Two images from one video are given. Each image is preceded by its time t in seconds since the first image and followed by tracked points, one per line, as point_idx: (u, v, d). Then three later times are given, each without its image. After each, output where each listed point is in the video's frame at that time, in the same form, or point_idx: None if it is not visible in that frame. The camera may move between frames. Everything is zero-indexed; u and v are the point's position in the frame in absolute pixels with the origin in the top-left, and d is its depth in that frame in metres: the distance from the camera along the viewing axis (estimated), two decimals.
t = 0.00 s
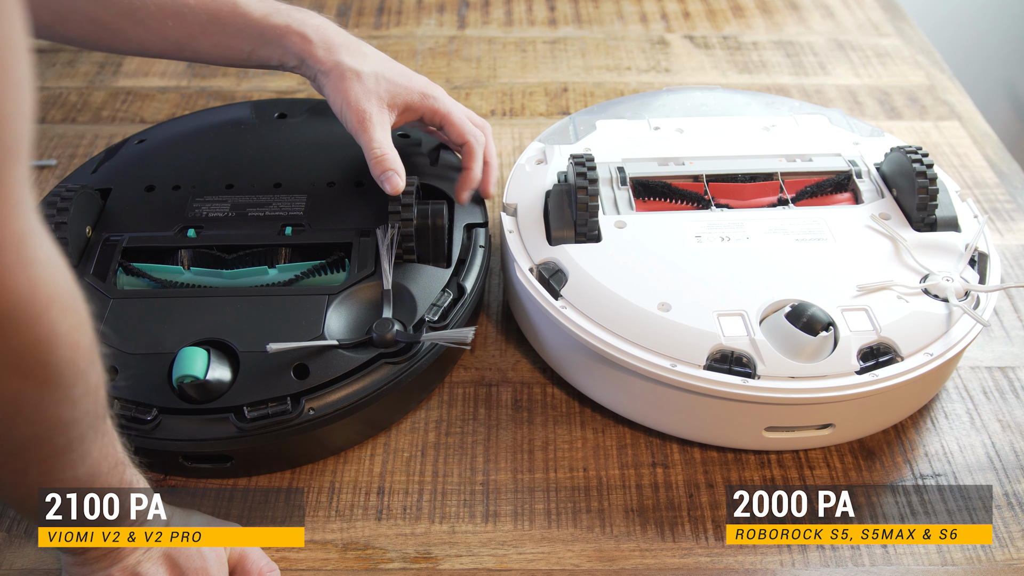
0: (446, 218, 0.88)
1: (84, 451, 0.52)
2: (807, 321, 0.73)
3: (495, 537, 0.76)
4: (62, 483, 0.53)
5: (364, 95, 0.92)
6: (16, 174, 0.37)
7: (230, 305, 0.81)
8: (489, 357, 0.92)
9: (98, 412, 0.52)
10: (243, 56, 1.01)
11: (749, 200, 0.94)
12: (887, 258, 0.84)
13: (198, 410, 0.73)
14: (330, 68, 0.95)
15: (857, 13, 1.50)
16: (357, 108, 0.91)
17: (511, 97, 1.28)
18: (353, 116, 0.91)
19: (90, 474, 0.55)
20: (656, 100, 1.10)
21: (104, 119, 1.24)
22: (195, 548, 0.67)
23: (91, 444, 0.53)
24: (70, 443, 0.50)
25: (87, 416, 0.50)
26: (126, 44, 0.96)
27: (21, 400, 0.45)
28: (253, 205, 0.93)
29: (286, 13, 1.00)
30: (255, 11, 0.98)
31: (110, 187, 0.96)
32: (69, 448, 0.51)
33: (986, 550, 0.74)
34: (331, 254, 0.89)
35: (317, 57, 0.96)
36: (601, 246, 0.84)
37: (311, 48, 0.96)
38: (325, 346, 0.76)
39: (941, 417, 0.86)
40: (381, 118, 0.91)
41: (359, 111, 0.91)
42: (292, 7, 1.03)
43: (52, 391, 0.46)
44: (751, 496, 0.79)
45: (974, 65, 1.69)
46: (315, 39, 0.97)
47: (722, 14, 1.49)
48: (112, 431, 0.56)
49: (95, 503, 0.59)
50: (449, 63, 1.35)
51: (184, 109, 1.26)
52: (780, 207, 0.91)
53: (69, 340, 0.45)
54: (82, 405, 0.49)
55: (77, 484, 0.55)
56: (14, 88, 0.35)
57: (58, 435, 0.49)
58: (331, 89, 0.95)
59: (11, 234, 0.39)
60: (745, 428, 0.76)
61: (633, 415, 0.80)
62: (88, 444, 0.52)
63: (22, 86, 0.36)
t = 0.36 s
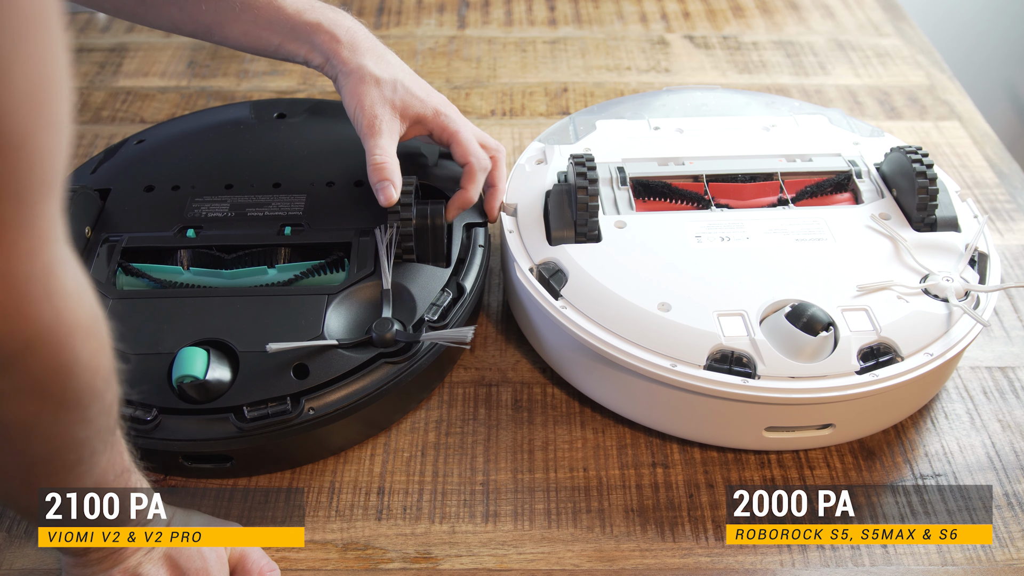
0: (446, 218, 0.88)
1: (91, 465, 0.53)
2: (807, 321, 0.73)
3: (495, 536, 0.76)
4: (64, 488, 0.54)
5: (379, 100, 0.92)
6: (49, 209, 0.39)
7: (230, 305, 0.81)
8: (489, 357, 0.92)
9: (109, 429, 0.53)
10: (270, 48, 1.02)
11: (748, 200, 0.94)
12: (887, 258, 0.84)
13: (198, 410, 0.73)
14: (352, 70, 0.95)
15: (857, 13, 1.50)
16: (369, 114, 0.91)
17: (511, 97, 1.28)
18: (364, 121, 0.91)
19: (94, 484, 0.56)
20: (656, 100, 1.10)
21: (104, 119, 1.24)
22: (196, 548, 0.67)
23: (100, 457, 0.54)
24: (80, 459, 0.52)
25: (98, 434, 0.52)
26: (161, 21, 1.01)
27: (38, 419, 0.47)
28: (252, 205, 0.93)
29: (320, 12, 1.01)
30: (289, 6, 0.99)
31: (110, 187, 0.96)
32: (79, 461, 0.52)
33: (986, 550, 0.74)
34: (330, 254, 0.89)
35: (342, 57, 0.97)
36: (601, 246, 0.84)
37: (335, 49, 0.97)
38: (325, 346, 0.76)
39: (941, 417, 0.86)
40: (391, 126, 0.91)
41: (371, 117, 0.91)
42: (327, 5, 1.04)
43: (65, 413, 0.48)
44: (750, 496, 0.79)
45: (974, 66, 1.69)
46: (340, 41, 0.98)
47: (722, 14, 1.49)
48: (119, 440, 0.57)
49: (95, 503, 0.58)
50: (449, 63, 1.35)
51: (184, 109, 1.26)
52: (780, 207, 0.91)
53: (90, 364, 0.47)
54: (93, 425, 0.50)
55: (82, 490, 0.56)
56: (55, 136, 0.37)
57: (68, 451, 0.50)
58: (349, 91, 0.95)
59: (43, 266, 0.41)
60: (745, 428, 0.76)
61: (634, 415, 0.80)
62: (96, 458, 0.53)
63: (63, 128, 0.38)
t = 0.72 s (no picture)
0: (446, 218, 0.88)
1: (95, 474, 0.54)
2: (807, 321, 0.73)
3: (495, 537, 0.76)
4: (64, 490, 0.54)
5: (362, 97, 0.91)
6: (63, 236, 0.39)
7: (230, 305, 0.81)
8: (489, 357, 0.92)
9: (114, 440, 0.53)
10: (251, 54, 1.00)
11: (748, 200, 0.94)
12: (887, 258, 0.84)
13: (198, 410, 0.73)
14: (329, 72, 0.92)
15: (858, 13, 1.50)
16: (356, 114, 0.90)
17: (511, 97, 1.28)
18: (353, 120, 0.90)
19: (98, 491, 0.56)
20: (656, 100, 1.10)
21: (104, 119, 1.24)
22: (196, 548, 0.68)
23: (104, 468, 0.54)
24: (84, 470, 0.52)
25: (104, 447, 0.52)
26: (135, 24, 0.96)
27: (45, 434, 0.47)
28: (252, 206, 0.93)
29: (295, 14, 0.97)
30: (262, 9, 0.96)
31: (110, 187, 0.96)
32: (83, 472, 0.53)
33: (986, 551, 0.74)
34: (330, 254, 0.89)
35: (318, 61, 0.94)
36: (601, 246, 0.84)
37: (311, 54, 0.94)
38: (325, 346, 0.76)
39: (941, 417, 0.86)
40: (382, 126, 0.91)
41: (361, 117, 0.90)
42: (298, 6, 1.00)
43: (71, 428, 0.48)
44: (750, 497, 0.79)
45: (975, 66, 1.69)
46: (318, 41, 0.95)
47: (722, 14, 1.49)
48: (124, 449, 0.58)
49: (95, 503, 0.58)
50: (449, 63, 1.35)
51: (184, 109, 1.26)
52: (780, 207, 0.91)
53: (99, 386, 0.47)
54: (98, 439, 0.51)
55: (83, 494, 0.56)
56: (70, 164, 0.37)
57: (74, 463, 0.51)
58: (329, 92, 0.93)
59: (55, 290, 0.41)
60: (745, 429, 0.76)
61: (634, 416, 0.80)
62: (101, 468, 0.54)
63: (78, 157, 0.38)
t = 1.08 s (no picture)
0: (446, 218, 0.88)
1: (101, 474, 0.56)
2: (807, 321, 0.73)
3: (495, 537, 0.76)
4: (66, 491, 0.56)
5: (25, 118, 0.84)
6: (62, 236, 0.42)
7: (230, 305, 0.81)
8: (489, 357, 0.92)
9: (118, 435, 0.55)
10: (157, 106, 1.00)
11: (748, 200, 0.94)
12: (887, 258, 0.84)
13: (198, 411, 0.73)
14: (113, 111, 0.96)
15: (857, 13, 1.50)
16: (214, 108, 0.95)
17: (511, 97, 1.28)
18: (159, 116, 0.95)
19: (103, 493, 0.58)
20: (656, 100, 1.10)
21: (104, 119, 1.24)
22: (196, 548, 0.68)
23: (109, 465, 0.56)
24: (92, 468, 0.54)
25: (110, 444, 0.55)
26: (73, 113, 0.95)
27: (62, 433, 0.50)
28: (252, 206, 0.93)
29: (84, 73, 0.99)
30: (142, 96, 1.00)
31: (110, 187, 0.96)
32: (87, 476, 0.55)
33: (986, 551, 0.74)
34: (330, 254, 0.89)
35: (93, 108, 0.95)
36: (601, 246, 0.84)
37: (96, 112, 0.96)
38: (325, 346, 0.76)
39: (941, 417, 0.86)
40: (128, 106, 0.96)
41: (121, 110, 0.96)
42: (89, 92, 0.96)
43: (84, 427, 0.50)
44: (750, 497, 0.79)
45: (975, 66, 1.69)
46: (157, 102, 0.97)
47: (722, 14, 1.49)
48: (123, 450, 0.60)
49: (96, 503, 0.59)
50: (449, 63, 1.35)
51: (184, 109, 1.26)
52: (780, 207, 0.91)
53: (107, 381, 0.50)
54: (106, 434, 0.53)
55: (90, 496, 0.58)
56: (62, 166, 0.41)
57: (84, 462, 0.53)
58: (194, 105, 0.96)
59: (61, 289, 0.44)
60: (745, 429, 0.76)
61: (634, 416, 0.80)
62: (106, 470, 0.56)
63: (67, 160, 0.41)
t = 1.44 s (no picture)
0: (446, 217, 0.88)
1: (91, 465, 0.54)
2: (807, 321, 0.73)
3: (495, 536, 0.75)
4: (62, 489, 0.55)
5: None
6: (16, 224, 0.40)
7: (230, 305, 0.81)
8: (489, 357, 0.92)
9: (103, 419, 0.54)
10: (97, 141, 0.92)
11: (749, 200, 0.94)
12: (887, 258, 0.84)
13: (198, 410, 0.73)
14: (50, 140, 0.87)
15: (858, 13, 1.50)
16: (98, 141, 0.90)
17: (511, 97, 1.28)
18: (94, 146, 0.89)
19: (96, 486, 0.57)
20: (656, 100, 1.10)
21: (104, 119, 1.24)
22: (196, 548, 0.68)
23: (100, 454, 0.55)
24: (85, 456, 0.53)
25: (96, 427, 0.53)
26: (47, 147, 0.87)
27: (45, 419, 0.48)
28: (252, 205, 0.93)
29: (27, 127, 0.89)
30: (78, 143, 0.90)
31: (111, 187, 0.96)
32: (72, 466, 0.53)
33: (986, 550, 0.74)
34: (331, 254, 0.89)
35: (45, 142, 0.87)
36: (601, 246, 0.84)
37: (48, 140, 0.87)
38: (326, 346, 0.76)
39: (941, 417, 0.86)
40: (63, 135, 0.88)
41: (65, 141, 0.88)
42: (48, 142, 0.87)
43: (71, 408, 0.49)
44: (750, 496, 0.79)
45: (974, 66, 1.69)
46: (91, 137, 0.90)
47: (722, 14, 1.49)
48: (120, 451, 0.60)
49: (96, 503, 0.60)
50: (449, 63, 1.35)
51: (184, 109, 1.26)
52: (780, 207, 0.91)
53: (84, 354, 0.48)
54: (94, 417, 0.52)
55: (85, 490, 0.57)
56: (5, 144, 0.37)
57: (76, 449, 0.52)
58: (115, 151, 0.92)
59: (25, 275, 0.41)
60: (745, 429, 0.76)
61: (634, 415, 0.80)
62: (93, 462, 0.54)
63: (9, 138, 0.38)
